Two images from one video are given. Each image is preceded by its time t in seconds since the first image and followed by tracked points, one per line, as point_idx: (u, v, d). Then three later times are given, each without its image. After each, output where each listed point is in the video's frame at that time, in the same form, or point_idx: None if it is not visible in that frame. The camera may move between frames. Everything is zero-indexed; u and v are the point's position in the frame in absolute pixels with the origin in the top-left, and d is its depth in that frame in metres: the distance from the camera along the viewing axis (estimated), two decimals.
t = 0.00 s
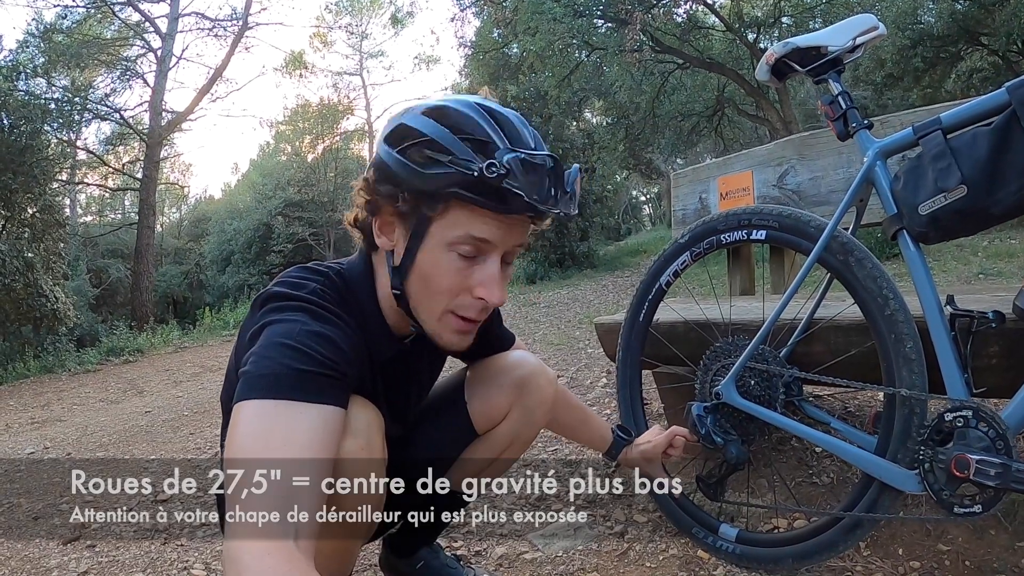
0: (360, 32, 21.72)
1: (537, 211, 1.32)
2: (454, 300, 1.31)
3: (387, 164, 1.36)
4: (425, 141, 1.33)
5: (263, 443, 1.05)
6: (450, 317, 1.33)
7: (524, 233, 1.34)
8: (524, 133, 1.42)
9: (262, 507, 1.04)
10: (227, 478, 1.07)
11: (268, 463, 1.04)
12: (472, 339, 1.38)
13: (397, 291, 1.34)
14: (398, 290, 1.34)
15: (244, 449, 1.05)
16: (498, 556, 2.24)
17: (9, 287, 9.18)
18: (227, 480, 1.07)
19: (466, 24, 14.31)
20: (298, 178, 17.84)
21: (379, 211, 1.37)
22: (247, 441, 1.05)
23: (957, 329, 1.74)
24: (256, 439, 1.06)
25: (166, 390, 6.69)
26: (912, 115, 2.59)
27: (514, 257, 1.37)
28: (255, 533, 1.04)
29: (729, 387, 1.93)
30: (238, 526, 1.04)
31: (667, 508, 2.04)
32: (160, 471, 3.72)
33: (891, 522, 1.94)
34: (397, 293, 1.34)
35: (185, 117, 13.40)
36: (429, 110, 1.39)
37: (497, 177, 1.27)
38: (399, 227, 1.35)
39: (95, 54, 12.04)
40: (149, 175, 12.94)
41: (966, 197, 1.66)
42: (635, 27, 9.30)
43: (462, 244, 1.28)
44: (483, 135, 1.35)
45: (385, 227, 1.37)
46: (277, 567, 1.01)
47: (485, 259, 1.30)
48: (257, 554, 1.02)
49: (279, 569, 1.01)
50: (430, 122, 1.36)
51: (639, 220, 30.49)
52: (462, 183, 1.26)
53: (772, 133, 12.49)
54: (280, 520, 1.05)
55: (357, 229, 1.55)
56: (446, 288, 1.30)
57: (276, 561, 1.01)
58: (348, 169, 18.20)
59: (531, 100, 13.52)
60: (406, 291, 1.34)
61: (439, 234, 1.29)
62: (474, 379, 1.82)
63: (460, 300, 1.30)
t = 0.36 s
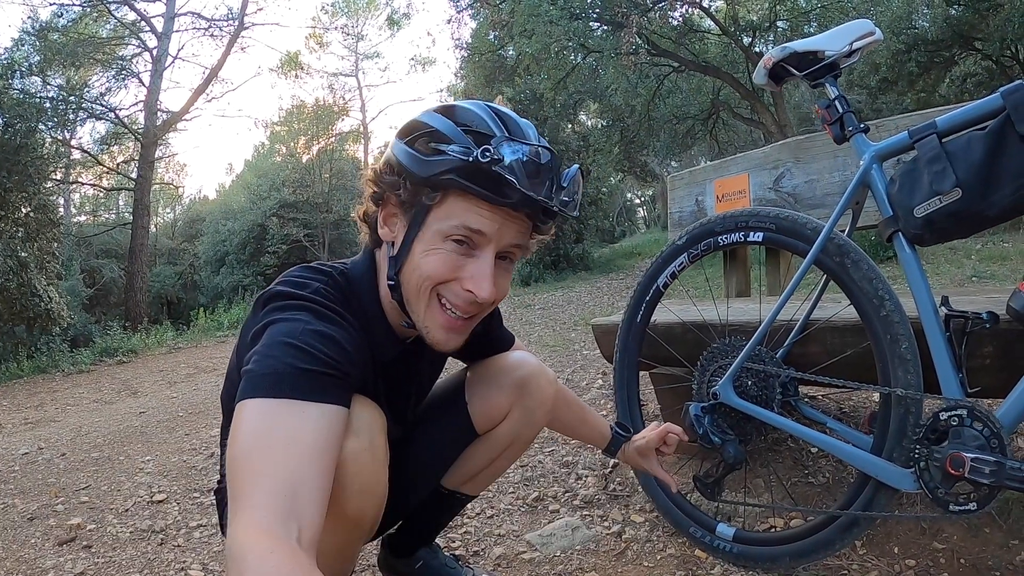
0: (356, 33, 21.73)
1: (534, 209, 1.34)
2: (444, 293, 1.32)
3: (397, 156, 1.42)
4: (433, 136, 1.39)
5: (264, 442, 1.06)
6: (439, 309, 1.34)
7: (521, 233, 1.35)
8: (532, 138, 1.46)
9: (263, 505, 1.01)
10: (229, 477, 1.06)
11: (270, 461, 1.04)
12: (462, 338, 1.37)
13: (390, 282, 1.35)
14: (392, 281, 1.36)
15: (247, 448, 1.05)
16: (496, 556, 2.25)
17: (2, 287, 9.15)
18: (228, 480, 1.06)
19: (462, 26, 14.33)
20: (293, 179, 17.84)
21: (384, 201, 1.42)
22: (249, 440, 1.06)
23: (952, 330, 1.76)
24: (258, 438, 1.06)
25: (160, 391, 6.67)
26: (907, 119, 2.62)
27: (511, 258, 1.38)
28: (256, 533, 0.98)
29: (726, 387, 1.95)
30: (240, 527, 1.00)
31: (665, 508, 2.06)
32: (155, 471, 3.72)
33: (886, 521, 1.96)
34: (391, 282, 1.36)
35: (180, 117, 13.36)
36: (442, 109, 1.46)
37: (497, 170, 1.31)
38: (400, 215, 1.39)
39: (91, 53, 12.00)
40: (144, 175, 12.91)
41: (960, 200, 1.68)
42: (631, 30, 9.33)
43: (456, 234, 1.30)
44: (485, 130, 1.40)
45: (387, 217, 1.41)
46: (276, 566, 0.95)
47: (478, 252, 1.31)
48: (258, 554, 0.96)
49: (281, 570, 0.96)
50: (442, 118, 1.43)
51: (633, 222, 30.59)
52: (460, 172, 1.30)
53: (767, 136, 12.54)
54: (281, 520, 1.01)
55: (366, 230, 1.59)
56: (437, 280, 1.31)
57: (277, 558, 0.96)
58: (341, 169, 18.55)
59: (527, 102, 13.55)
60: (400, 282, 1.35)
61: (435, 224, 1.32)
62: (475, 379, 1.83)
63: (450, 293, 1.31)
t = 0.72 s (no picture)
0: (355, 35, 21.75)
1: (533, 207, 1.34)
2: (443, 293, 1.31)
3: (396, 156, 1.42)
4: (433, 136, 1.40)
5: (263, 442, 1.06)
6: (438, 310, 1.33)
7: (520, 232, 1.35)
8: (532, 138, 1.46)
9: (262, 505, 1.01)
10: (227, 478, 1.06)
11: (268, 462, 1.04)
12: (461, 338, 1.37)
13: (389, 282, 1.35)
14: (391, 280, 1.36)
15: (245, 449, 1.05)
16: (493, 557, 2.25)
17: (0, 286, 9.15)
18: (226, 481, 1.06)
19: (461, 28, 14.35)
20: (291, 179, 17.84)
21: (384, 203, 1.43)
22: (248, 441, 1.06)
23: (949, 332, 1.76)
24: (256, 439, 1.06)
25: (158, 391, 6.66)
26: (906, 121, 2.62)
27: (510, 258, 1.38)
28: (256, 534, 0.98)
29: (724, 388, 1.95)
30: (239, 526, 1.00)
31: (662, 508, 2.06)
32: (153, 472, 3.71)
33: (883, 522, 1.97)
34: (390, 283, 1.36)
35: (179, 117, 13.37)
36: (441, 109, 1.47)
37: (496, 168, 1.31)
38: (399, 216, 1.39)
39: (90, 52, 11.99)
40: (142, 175, 12.91)
41: (957, 202, 1.69)
42: (630, 32, 9.34)
43: (455, 233, 1.31)
44: (483, 128, 1.40)
45: (386, 217, 1.42)
46: (277, 566, 0.96)
47: (478, 251, 1.31)
48: (259, 553, 0.97)
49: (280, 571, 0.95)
50: (441, 118, 1.43)
51: (632, 224, 30.62)
52: (459, 170, 1.30)
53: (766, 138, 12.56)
54: (279, 522, 1.01)
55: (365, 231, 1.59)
56: (437, 280, 1.31)
57: (277, 560, 0.96)
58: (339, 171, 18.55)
59: (526, 104, 13.57)
60: (399, 282, 1.35)
61: (434, 223, 1.32)
62: (473, 380, 1.83)
63: (450, 293, 1.31)
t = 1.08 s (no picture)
0: (357, 36, 21.78)
1: (532, 208, 1.34)
2: (442, 295, 1.31)
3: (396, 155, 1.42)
4: (432, 136, 1.40)
5: (261, 441, 1.06)
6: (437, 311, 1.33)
7: (519, 233, 1.35)
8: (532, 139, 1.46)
9: (261, 505, 1.00)
10: (225, 477, 1.05)
11: (267, 462, 1.04)
12: (460, 342, 1.36)
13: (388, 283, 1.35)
14: (390, 281, 1.35)
15: (244, 447, 1.05)
16: (493, 557, 2.24)
17: (3, 287, 9.17)
18: (224, 479, 1.06)
19: (463, 29, 14.35)
20: (293, 181, 17.87)
21: (382, 204, 1.42)
22: (247, 440, 1.06)
23: (949, 332, 1.75)
24: (255, 438, 1.06)
25: (160, 392, 6.67)
26: (906, 121, 2.62)
27: (510, 258, 1.38)
28: (253, 533, 0.98)
29: (724, 388, 1.94)
30: (236, 525, 0.99)
31: (663, 510, 2.05)
32: (154, 472, 3.71)
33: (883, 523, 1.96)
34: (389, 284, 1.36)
35: (181, 118, 13.38)
36: (441, 109, 1.46)
37: (495, 167, 1.31)
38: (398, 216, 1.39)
39: (92, 54, 12.03)
40: (144, 176, 12.92)
41: (957, 201, 1.68)
42: (632, 33, 9.35)
43: (455, 234, 1.30)
44: (483, 128, 1.40)
45: (386, 218, 1.41)
46: (274, 565, 0.95)
47: (477, 253, 1.30)
48: (256, 552, 0.96)
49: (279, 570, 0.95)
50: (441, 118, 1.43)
51: (634, 225, 30.61)
52: (459, 171, 1.30)
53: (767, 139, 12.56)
54: (277, 521, 1.00)
55: (365, 231, 1.58)
56: (437, 281, 1.30)
57: (274, 560, 0.95)
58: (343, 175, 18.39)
59: (527, 105, 13.57)
60: (398, 283, 1.35)
61: (433, 223, 1.31)
62: (472, 381, 1.83)
63: (449, 294, 1.30)
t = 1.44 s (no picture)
0: (359, 36, 21.80)
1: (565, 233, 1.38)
2: (482, 321, 1.36)
3: (416, 191, 1.32)
4: (452, 168, 1.32)
5: (262, 441, 1.06)
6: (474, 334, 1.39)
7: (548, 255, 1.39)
8: (546, 147, 1.43)
9: (262, 504, 1.00)
10: (227, 478, 1.05)
11: (268, 463, 1.04)
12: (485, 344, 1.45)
13: (422, 312, 1.36)
14: (423, 310, 1.36)
15: (245, 448, 1.05)
16: (494, 557, 2.25)
17: (4, 286, 9.18)
18: (225, 478, 1.06)
19: (464, 30, 14.36)
20: (295, 181, 17.89)
21: (399, 235, 1.35)
22: (248, 440, 1.06)
23: (950, 333, 1.75)
24: (256, 439, 1.06)
25: (160, 391, 6.66)
26: (907, 123, 2.62)
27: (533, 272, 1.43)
28: (255, 533, 0.98)
29: (725, 390, 1.93)
30: (238, 525, 0.99)
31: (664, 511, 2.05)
32: (154, 471, 3.71)
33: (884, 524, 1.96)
34: (422, 312, 1.37)
35: (182, 118, 13.39)
36: (455, 130, 1.35)
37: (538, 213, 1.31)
38: (423, 251, 1.34)
39: (94, 53, 12.05)
40: (146, 176, 12.93)
41: (959, 202, 1.68)
42: (633, 34, 9.36)
43: (495, 273, 1.31)
44: (508, 156, 1.34)
45: (407, 250, 1.36)
46: (276, 564, 0.95)
47: (516, 284, 1.34)
48: (258, 552, 0.96)
49: (281, 570, 0.95)
50: (459, 145, 1.34)
51: (635, 227, 30.58)
52: (508, 221, 1.28)
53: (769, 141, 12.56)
54: (279, 521, 1.00)
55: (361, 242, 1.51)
56: (478, 313, 1.35)
57: (276, 559, 0.95)
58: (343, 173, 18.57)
59: (529, 106, 13.59)
60: (433, 311, 1.36)
61: (476, 263, 1.31)
62: (473, 381, 1.83)
63: (490, 320, 1.36)
